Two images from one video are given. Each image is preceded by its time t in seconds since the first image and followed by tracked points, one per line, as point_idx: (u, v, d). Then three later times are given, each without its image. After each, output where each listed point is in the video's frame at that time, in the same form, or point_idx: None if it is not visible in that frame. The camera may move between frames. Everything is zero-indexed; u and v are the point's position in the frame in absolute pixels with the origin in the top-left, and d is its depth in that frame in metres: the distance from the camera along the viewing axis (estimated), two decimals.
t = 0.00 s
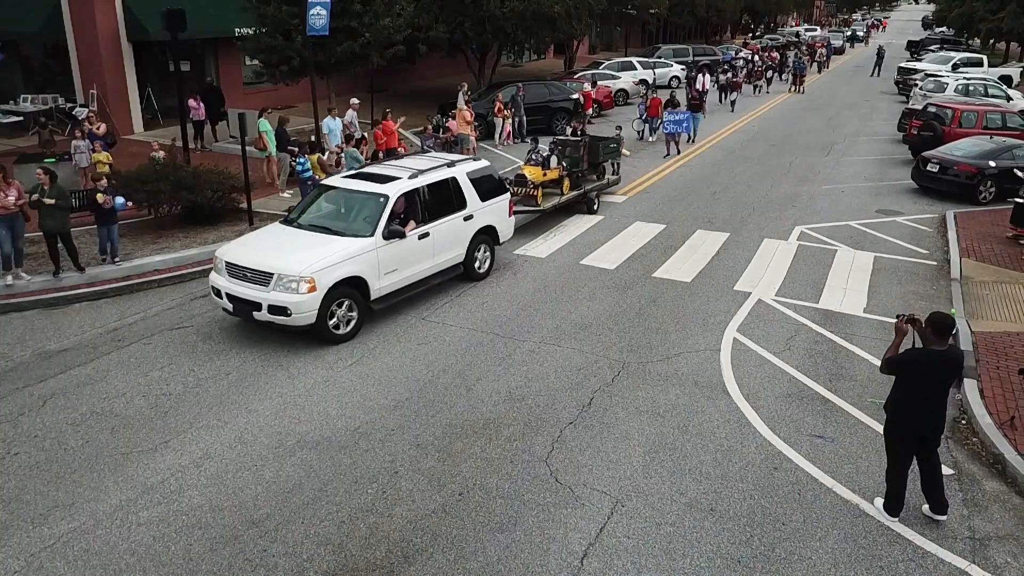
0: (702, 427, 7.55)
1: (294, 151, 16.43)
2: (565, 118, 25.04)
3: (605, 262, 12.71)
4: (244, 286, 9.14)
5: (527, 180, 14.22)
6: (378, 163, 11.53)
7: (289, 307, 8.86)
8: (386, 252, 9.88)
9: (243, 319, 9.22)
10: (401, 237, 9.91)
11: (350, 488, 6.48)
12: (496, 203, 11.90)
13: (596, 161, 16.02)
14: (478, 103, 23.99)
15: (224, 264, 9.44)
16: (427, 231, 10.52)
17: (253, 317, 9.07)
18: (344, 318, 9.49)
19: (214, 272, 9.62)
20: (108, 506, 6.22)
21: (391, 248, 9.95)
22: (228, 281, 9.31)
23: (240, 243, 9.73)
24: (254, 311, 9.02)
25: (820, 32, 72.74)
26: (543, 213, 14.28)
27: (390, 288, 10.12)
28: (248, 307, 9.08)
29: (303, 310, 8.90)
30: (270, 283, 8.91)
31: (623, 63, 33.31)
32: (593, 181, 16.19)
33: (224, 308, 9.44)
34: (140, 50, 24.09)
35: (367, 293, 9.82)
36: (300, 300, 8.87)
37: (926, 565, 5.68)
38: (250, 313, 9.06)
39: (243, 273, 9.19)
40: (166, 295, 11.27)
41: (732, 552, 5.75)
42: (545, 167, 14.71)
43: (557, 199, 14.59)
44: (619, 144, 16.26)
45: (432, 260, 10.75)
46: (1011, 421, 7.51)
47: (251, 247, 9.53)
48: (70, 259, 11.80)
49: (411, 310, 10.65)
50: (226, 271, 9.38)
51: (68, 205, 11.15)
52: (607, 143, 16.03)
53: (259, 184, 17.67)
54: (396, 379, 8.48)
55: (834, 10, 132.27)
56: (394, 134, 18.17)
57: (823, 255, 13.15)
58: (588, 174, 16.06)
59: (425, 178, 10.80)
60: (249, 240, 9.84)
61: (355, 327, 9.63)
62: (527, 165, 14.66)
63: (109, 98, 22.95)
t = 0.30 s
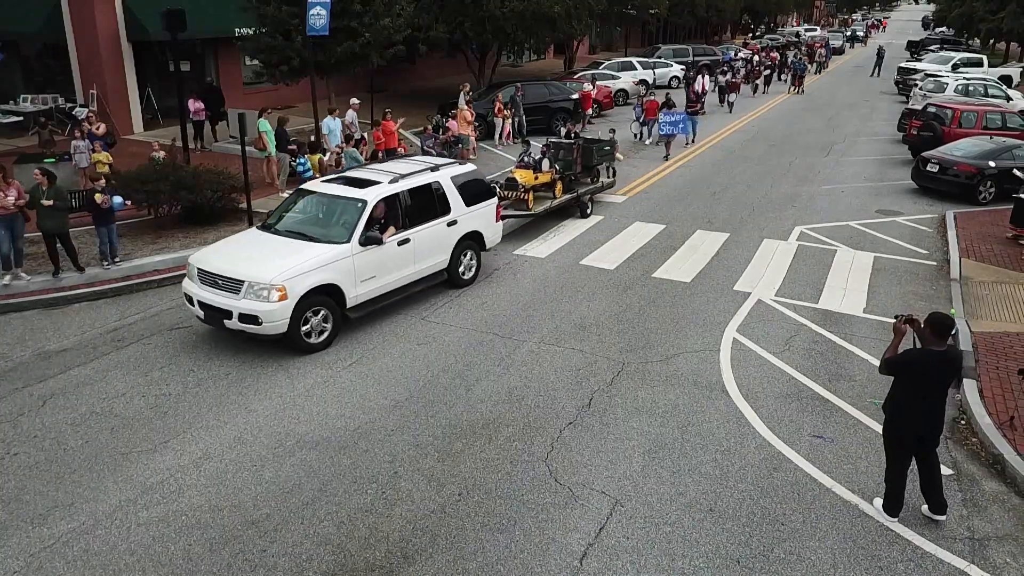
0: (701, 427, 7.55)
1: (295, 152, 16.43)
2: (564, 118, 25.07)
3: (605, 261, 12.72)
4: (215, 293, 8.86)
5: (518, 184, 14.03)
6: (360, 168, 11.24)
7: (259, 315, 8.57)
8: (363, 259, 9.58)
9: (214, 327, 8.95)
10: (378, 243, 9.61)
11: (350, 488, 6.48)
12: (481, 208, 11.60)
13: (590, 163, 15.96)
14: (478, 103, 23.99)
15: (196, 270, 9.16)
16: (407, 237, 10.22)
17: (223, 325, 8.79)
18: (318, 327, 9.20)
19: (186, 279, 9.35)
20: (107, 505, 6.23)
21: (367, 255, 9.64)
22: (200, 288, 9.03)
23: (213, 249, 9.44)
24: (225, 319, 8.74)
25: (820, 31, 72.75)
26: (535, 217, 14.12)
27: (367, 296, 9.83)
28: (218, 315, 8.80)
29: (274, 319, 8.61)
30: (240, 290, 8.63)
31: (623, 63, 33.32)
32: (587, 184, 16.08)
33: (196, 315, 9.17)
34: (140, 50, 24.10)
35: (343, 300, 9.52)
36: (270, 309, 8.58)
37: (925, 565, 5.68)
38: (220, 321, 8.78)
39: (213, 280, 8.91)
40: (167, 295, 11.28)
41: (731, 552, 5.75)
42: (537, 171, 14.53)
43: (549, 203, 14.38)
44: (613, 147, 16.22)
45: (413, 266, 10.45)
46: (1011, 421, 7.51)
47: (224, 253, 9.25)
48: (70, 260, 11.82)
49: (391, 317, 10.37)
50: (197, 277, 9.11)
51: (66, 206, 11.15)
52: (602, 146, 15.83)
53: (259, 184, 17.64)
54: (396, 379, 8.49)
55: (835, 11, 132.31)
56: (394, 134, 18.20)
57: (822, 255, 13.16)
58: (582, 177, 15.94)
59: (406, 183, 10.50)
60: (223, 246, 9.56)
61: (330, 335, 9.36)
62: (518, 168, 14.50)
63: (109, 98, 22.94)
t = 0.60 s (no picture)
0: (701, 427, 7.55)
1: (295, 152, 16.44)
2: (564, 118, 25.09)
3: (605, 261, 12.71)
4: (184, 301, 8.59)
5: (509, 188, 13.65)
6: (343, 171, 10.95)
7: (228, 324, 8.29)
8: (338, 266, 9.28)
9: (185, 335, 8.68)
10: (354, 250, 9.32)
11: (350, 488, 6.48)
12: (466, 213, 11.29)
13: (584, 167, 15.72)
14: (478, 103, 23.98)
15: (166, 276, 8.89)
16: (386, 243, 9.92)
17: (192, 333, 8.52)
18: (291, 336, 8.92)
19: (158, 285, 9.08)
20: (107, 506, 6.23)
21: (344, 262, 9.35)
22: (170, 295, 8.76)
23: (185, 255, 9.17)
24: (194, 328, 8.47)
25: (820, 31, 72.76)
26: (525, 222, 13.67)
27: (344, 304, 9.53)
28: (188, 323, 8.53)
29: (243, 328, 8.34)
30: (209, 298, 8.35)
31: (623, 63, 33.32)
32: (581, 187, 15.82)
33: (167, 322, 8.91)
34: (140, 50, 24.09)
35: (317, 308, 9.22)
36: (240, 317, 8.30)
37: (925, 565, 5.68)
38: (190, 329, 8.51)
39: (183, 286, 8.63)
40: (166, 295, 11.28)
41: (731, 552, 5.75)
42: (529, 175, 14.16)
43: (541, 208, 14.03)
44: (608, 149, 15.98)
45: (393, 273, 10.15)
46: (1011, 421, 7.52)
47: (196, 259, 8.98)
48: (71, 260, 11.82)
49: (377, 323, 10.17)
50: (168, 283, 8.84)
51: (65, 207, 11.15)
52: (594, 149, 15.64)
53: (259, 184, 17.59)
54: (396, 379, 8.48)
55: (835, 10, 132.30)
56: (394, 134, 18.15)
57: (822, 255, 13.16)
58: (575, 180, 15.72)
59: (387, 187, 10.20)
60: (196, 251, 9.29)
61: (304, 343, 9.09)
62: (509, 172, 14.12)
63: (109, 98, 22.94)
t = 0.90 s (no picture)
0: (701, 427, 7.55)
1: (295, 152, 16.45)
2: (564, 118, 25.10)
3: (605, 261, 12.72)
4: (153, 308, 8.39)
5: (499, 192, 13.45)
6: (324, 175, 10.73)
7: (196, 332, 8.08)
8: (312, 273, 9.04)
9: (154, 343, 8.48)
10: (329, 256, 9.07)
11: (350, 488, 6.48)
12: (451, 218, 11.02)
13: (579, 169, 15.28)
14: (478, 104, 23.97)
15: (137, 283, 8.70)
16: (364, 249, 9.65)
17: (161, 341, 8.32)
18: (262, 344, 8.68)
19: (129, 291, 8.91)
20: (108, 506, 6.23)
21: (318, 268, 9.10)
22: (140, 302, 8.57)
23: (158, 261, 8.99)
24: (163, 335, 8.27)
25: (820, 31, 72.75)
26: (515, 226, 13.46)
27: (319, 311, 9.29)
28: (156, 330, 8.33)
29: (212, 336, 8.13)
30: (177, 305, 8.15)
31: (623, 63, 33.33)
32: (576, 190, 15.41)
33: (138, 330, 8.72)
34: (140, 50, 24.10)
35: (290, 316, 8.99)
36: (208, 326, 8.09)
37: (925, 565, 5.68)
38: (158, 337, 8.31)
39: (153, 293, 8.44)
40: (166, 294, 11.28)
41: (731, 552, 5.75)
42: (520, 178, 13.96)
43: (533, 212, 13.84)
44: (603, 151, 15.63)
45: (371, 280, 9.89)
46: (1010, 421, 7.52)
47: (167, 265, 8.80)
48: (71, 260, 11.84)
49: (377, 323, 10.16)
50: (139, 289, 8.66)
51: (65, 207, 11.16)
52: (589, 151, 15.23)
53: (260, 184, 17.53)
54: (396, 379, 8.49)
55: (835, 11, 132.34)
56: (394, 134, 18.13)
57: (822, 255, 13.17)
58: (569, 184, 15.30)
59: (367, 192, 9.96)
60: (169, 258, 9.11)
61: (277, 352, 8.85)
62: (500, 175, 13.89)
63: (109, 98, 22.94)
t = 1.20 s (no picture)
0: (701, 427, 7.56)
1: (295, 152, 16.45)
2: (564, 118, 25.12)
3: (605, 261, 12.73)
4: (121, 315, 8.22)
5: (489, 195, 13.32)
6: (305, 179, 10.52)
7: (162, 341, 7.89)
8: (284, 280, 8.82)
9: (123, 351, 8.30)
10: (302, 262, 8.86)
11: (350, 488, 6.48)
12: (434, 223, 10.76)
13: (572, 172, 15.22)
14: (478, 104, 23.97)
15: (106, 289, 8.53)
16: (340, 255, 9.42)
17: (129, 349, 8.13)
18: (232, 353, 8.46)
19: (100, 298, 8.74)
20: (108, 506, 6.24)
21: (291, 276, 8.87)
22: (109, 309, 8.39)
23: (129, 266, 8.82)
24: (130, 344, 8.08)
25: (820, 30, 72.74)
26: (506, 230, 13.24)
27: (292, 319, 9.06)
28: (123, 338, 8.16)
29: (177, 345, 7.92)
30: (143, 313, 7.97)
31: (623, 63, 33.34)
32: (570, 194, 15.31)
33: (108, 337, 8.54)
34: (140, 50, 24.11)
35: (262, 325, 8.77)
36: (173, 334, 7.89)
37: (925, 565, 5.69)
38: (125, 345, 8.14)
39: (121, 300, 8.26)
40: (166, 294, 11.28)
41: (731, 552, 5.76)
42: (511, 182, 13.75)
43: (524, 215, 13.62)
44: (597, 153, 15.59)
45: (348, 287, 9.65)
46: (1011, 421, 7.53)
47: (137, 271, 8.62)
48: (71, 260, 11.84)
49: (377, 323, 10.17)
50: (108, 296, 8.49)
51: (65, 208, 11.18)
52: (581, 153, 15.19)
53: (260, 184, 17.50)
54: (396, 379, 8.50)
55: (835, 11, 132.35)
56: (394, 134, 18.16)
57: (822, 255, 13.17)
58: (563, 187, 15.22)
59: (345, 197, 9.73)
60: (140, 263, 8.92)
61: (248, 360, 8.62)
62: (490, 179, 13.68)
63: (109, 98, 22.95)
